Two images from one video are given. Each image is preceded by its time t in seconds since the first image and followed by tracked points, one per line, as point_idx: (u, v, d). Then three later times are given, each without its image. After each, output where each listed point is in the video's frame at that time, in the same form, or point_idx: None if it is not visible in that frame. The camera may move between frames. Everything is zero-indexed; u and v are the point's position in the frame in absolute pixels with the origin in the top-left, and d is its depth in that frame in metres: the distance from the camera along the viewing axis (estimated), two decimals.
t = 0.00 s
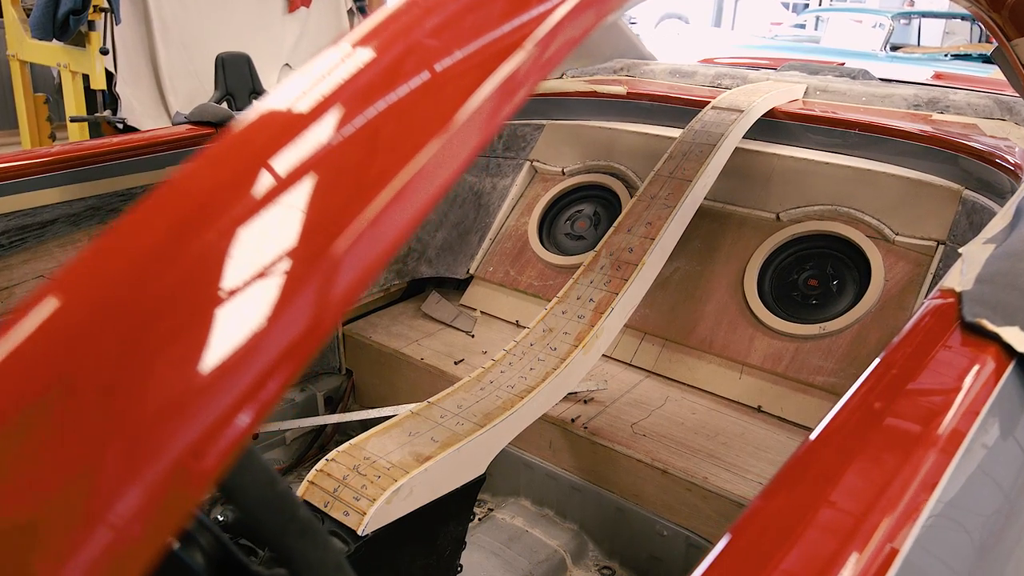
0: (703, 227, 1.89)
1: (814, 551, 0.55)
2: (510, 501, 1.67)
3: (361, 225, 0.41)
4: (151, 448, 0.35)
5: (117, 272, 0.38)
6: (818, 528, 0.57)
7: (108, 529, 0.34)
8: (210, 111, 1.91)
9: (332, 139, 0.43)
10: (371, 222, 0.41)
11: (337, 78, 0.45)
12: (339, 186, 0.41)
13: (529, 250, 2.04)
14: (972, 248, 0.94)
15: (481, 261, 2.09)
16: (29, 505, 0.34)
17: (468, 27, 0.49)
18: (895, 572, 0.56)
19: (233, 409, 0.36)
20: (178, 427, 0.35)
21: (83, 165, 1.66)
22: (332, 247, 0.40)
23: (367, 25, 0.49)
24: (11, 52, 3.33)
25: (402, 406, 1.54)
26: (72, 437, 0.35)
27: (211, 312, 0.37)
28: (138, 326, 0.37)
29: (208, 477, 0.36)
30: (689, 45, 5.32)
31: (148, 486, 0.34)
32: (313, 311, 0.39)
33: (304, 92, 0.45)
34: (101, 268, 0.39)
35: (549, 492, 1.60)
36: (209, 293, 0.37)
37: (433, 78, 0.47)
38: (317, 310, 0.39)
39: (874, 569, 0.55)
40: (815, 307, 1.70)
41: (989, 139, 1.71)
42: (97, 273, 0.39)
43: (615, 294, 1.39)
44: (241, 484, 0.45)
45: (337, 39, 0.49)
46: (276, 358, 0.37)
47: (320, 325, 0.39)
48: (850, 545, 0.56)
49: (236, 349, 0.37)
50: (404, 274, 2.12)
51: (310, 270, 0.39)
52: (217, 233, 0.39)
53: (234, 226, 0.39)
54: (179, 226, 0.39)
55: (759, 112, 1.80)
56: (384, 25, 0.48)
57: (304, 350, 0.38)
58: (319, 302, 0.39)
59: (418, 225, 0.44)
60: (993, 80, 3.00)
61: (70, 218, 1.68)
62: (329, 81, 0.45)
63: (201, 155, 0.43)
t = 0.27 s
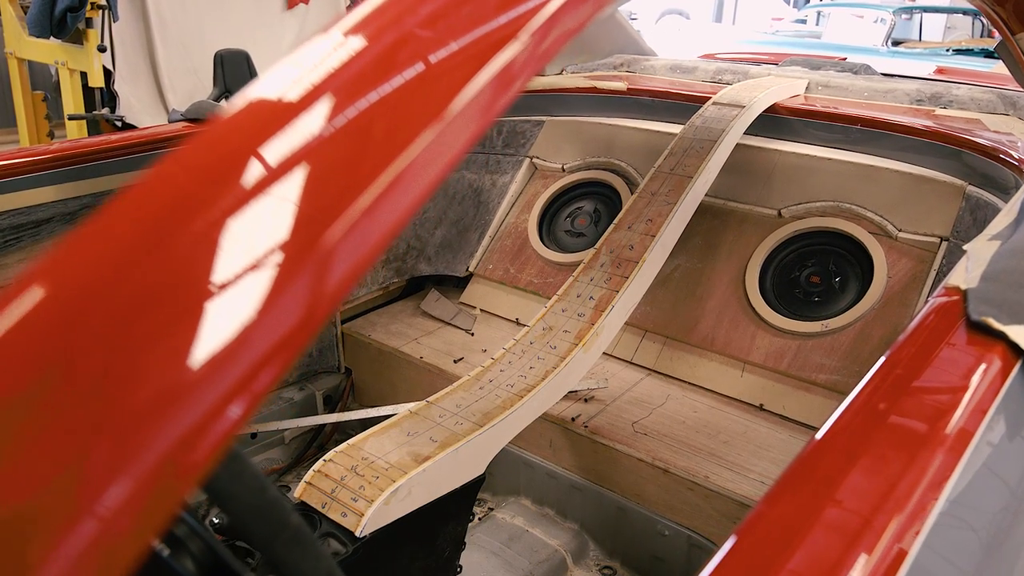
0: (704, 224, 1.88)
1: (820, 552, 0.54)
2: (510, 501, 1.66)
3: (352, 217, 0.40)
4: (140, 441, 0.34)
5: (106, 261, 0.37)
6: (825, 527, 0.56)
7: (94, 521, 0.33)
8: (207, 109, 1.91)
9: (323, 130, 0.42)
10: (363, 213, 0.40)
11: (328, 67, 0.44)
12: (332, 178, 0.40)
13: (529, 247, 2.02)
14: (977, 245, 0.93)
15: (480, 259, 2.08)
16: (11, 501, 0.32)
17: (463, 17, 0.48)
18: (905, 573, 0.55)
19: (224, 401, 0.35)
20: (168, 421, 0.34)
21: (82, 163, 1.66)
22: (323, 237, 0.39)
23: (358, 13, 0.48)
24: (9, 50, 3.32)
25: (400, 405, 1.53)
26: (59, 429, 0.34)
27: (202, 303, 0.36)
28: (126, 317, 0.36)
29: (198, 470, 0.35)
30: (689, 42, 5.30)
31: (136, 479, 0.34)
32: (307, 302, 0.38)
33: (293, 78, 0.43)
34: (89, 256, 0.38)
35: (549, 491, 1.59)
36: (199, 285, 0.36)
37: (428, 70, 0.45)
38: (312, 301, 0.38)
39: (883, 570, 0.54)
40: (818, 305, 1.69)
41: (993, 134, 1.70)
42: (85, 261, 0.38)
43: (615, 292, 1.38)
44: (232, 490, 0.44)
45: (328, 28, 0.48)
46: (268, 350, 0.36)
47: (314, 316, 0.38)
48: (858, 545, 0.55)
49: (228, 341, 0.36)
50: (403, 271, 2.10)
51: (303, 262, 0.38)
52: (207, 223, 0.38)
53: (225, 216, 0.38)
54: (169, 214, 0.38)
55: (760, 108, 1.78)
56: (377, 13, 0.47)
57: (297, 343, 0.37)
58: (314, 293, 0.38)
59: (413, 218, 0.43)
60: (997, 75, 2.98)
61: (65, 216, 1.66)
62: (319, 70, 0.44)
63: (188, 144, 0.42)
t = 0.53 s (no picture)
0: (705, 221, 1.86)
1: (827, 552, 0.54)
2: (511, 500, 1.66)
3: (343, 207, 0.40)
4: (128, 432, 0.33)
5: (86, 248, 0.36)
6: (831, 526, 0.55)
7: (80, 513, 0.32)
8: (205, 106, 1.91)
9: (314, 120, 0.40)
10: (355, 204, 0.40)
11: (317, 53, 0.42)
12: (324, 169, 0.40)
13: (529, 244, 2.01)
14: (982, 242, 0.92)
15: (480, 257, 2.07)
16: None
17: (459, 7, 0.47)
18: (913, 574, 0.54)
19: (216, 392, 0.35)
20: (157, 412, 0.34)
21: (82, 160, 1.66)
22: (313, 226, 0.38)
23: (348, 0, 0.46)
24: (8, 47, 3.29)
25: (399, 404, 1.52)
26: (45, 420, 0.33)
27: (193, 293, 0.35)
28: (109, 307, 0.35)
29: (189, 461, 0.34)
30: (690, 37, 5.28)
31: (125, 470, 0.33)
32: (299, 293, 0.38)
33: (279, 62, 0.42)
34: (68, 241, 0.36)
35: (550, 490, 1.58)
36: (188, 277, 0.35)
37: (423, 61, 0.44)
38: (305, 292, 0.38)
39: (893, 570, 0.53)
40: (820, 302, 1.67)
41: (997, 129, 1.68)
42: (67, 246, 0.36)
43: (616, 290, 1.37)
44: (220, 497, 0.43)
45: (316, 14, 0.46)
46: (261, 341, 0.36)
47: (307, 306, 0.38)
48: (865, 546, 0.54)
49: (220, 331, 0.35)
50: (402, 270, 2.06)
51: (295, 254, 0.38)
52: (194, 212, 0.37)
53: (212, 207, 0.37)
54: (154, 200, 0.37)
55: (762, 104, 1.77)
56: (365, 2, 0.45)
57: (289, 333, 0.37)
58: (307, 283, 0.38)
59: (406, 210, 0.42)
60: (1000, 70, 2.96)
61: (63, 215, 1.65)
62: (308, 56, 0.42)
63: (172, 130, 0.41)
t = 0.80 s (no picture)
0: (707, 217, 1.85)
1: (835, 551, 0.53)
2: (511, 500, 1.65)
3: (335, 197, 0.41)
4: (119, 419, 0.36)
5: (79, 240, 0.38)
6: (839, 526, 0.55)
7: (64, 505, 0.34)
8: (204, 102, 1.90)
9: (304, 109, 0.42)
10: (348, 194, 0.42)
11: (307, 39, 0.44)
12: (315, 157, 0.41)
13: (529, 242, 2.00)
14: (989, 238, 0.90)
15: (480, 254, 2.06)
16: None
17: None
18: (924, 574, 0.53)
19: (205, 383, 0.37)
20: (146, 401, 0.36)
21: (81, 158, 1.65)
22: (303, 215, 0.40)
23: None
24: (6, 46, 3.28)
25: (399, 404, 1.50)
26: (38, 404, 0.35)
27: (184, 285, 0.37)
28: (102, 297, 0.37)
29: (176, 451, 0.37)
30: (692, 32, 5.25)
31: (112, 461, 0.35)
32: (292, 285, 0.40)
33: (267, 49, 0.43)
34: (62, 229, 0.38)
35: (550, 489, 1.58)
36: (180, 269, 0.37)
37: (417, 51, 0.46)
38: (296, 284, 0.40)
39: (903, 570, 0.52)
40: (823, 299, 1.66)
41: (1002, 124, 1.66)
42: (58, 238, 0.38)
43: (617, 288, 1.35)
44: (210, 505, 0.48)
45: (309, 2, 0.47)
46: (251, 332, 0.38)
47: (298, 298, 0.40)
48: (874, 546, 0.53)
49: (210, 322, 0.38)
50: (402, 267, 2.06)
51: (285, 246, 0.40)
52: (183, 201, 0.39)
53: (200, 195, 0.39)
54: (142, 189, 0.39)
55: (764, 99, 1.76)
56: None
57: (278, 325, 0.39)
58: (298, 276, 0.40)
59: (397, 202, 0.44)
60: (1005, 64, 2.93)
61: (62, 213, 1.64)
62: (298, 43, 0.44)
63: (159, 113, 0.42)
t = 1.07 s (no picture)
0: (709, 214, 1.84)
1: (843, 550, 0.54)
2: (512, 500, 1.64)
3: (325, 186, 0.44)
4: (108, 403, 0.37)
5: (63, 220, 0.38)
6: (847, 525, 0.56)
7: (47, 494, 0.36)
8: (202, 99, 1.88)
9: (293, 98, 0.44)
10: (339, 185, 0.45)
11: (295, 22, 0.46)
12: (307, 146, 0.44)
13: (529, 239, 1.99)
14: (995, 235, 0.89)
15: (480, 252, 2.04)
16: None
17: None
18: None
19: (198, 370, 0.39)
20: (134, 389, 0.38)
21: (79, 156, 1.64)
22: (291, 203, 0.43)
23: None
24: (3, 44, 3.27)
25: (398, 403, 1.49)
26: (25, 389, 0.36)
27: (174, 273, 0.39)
28: (92, 279, 0.38)
29: (164, 439, 0.38)
30: (693, 27, 5.20)
31: (99, 449, 0.37)
32: (282, 277, 0.42)
33: (254, 32, 0.45)
34: (41, 210, 0.39)
35: (551, 488, 1.57)
36: (169, 258, 0.39)
37: (409, 42, 0.49)
38: (287, 271, 0.43)
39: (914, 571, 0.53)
40: (826, 296, 1.65)
41: (1007, 119, 1.65)
42: (38, 223, 0.38)
43: (618, 286, 1.34)
44: (197, 509, 0.51)
45: None
46: (242, 319, 0.41)
47: (287, 289, 0.42)
48: (883, 545, 0.54)
49: (198, 309, 0.40)
50: (401, 266, 2.04)
51: (275, 237, 0.42)
52: (171, 189, 0.40)
53: (189, 184, 0.40)
54: (125, 174, 0.39)
55: (766, 94, 1.75)
56: None
57: (267, 314, 0.42)
58: (288, 264, 0.43)
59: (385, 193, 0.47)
60: (1009, 58, 2.90)
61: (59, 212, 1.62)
62: (286, 27, 0.45)
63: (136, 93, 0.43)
